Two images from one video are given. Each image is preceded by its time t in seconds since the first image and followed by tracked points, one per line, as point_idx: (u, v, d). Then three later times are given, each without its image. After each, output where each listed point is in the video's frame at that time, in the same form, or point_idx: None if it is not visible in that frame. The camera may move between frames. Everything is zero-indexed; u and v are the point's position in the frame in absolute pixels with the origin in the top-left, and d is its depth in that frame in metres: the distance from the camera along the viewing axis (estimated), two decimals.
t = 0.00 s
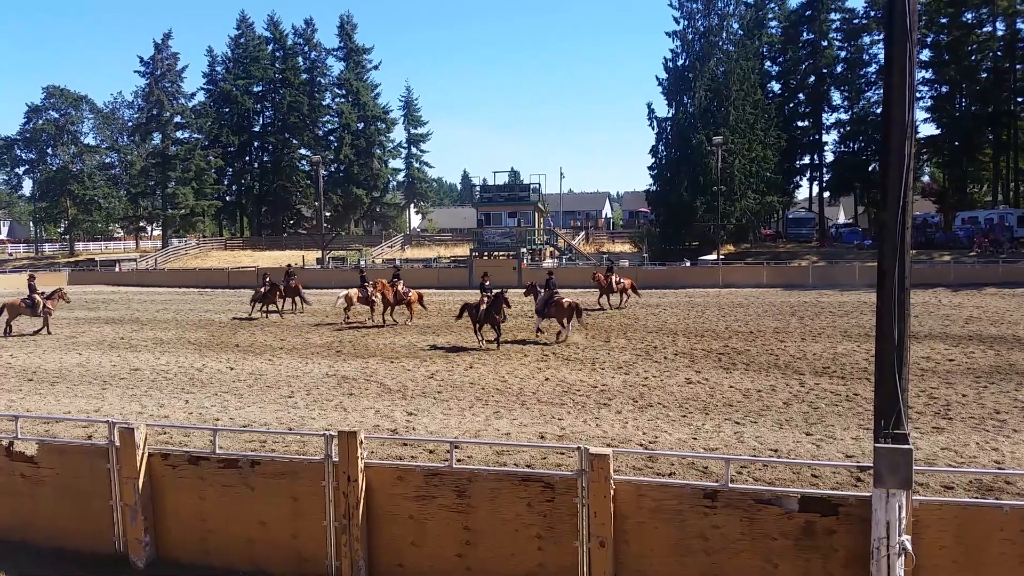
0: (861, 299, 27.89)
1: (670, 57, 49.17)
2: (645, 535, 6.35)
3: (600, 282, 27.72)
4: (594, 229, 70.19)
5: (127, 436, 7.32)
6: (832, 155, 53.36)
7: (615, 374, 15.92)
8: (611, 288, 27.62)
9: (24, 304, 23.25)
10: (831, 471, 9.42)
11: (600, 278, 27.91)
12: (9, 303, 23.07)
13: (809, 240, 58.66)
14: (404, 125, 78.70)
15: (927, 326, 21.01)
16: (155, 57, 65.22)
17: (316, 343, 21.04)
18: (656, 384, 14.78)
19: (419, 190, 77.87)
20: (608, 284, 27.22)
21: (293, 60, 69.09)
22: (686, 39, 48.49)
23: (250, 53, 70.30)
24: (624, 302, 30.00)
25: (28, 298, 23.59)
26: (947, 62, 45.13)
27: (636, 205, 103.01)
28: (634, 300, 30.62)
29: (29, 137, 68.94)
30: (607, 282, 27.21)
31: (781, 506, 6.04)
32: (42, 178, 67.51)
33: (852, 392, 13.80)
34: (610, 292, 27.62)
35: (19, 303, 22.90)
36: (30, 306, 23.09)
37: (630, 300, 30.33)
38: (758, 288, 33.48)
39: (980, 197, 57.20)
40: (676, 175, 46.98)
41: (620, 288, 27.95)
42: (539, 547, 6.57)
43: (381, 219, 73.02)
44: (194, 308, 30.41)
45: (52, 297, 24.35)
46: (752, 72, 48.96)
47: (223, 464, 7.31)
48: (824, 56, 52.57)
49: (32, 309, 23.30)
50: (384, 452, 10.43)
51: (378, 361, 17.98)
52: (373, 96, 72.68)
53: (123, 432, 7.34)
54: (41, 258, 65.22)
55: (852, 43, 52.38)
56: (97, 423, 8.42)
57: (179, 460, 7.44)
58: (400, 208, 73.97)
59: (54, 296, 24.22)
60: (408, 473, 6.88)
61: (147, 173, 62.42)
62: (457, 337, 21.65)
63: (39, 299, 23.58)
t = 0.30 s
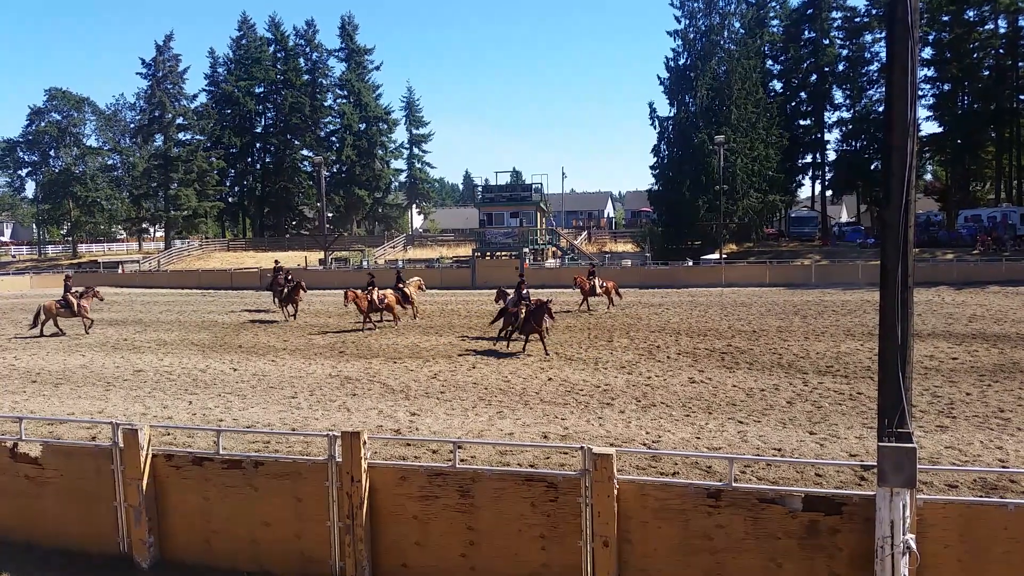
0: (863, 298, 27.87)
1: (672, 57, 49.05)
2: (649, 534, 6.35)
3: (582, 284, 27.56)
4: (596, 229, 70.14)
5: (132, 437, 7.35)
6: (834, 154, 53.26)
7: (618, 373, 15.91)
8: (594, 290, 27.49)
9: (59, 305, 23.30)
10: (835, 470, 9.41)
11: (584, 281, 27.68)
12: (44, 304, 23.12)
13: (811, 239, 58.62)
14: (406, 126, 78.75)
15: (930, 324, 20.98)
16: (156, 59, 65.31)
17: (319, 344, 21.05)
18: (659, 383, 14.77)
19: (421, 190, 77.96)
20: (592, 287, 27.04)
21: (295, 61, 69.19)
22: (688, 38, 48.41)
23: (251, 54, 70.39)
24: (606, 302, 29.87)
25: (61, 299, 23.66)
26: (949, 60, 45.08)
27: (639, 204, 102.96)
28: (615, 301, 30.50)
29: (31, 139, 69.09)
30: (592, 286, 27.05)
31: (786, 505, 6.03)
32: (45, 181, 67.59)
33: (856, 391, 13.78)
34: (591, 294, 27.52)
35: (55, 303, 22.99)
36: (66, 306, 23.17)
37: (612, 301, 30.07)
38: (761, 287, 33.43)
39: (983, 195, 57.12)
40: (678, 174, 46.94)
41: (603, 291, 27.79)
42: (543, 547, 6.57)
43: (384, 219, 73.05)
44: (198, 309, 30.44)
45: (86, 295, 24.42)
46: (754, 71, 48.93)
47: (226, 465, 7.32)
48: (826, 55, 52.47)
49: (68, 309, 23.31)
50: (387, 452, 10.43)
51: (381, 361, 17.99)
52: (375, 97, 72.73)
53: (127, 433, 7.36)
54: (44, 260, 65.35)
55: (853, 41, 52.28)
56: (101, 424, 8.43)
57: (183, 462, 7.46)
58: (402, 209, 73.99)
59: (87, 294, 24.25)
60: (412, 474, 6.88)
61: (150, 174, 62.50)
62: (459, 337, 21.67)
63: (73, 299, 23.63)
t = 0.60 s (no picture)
0: (859, 296, 27.92)
1: (670, 54, 49.06)
2: (645, 531, 6.36)
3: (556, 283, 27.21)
4: (594, 227, 70.15)
5: (127, 434, 7.34)
6: (831, 152, 53.33)
7: (615, 371, 15.91)
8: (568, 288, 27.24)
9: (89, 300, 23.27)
10: (831, 467, 9.43)
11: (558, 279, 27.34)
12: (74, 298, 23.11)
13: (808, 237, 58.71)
14: (403, 123, 78.65)
15: (926, 322, 21.03)
16: (153, 55, 65.16)
17: (316, 341, 21.03)
18: (656, 381, 14.79)
19: (418, 188, 77.88)
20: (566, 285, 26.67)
21: (292, 58, 69.04)
22: (685, 35, 48.39)
23: (248, 50, 70.21)
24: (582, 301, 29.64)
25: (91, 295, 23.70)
26: (946, 59, 45.16)
27: (637, 202, 103.04)
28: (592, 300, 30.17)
29: (27, 136, 68.86)
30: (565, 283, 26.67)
31: (781, 502, 6.04)
32: (40, 177, 67.36)
33: (852, 388, 13.82)
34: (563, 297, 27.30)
35: (85, 296, 22.99)
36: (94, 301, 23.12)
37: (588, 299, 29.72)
38: (758, 286, 33.48)
39: (979, 193, 57.27)
40: (675, 171, 46.97)
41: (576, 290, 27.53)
42: (539, 544, 6.58)
43: (381, 217, 73.02)
44: (195, 306, 30.37)
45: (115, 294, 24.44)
46: (752, 68, 48.93)
47: (222, 462, 7.31)
48: (823, 52, 52.51)
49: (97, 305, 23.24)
50: (383, 449, 10.43)
51: (378, 359, 17.98)
52: (372, 94, 72.62)
53: (123, 430, 7.35)
54: (40, 258, 65.12)
55: (851, 39, 52.33)
56: (97, 421, 8.41)
57: (179, 458, 7.44)
58: (399, 206, 73.96)
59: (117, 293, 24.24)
60: (408, 470, 6.88)
61: (146, 171, 62.33)
62: (457, 335, 21.67)
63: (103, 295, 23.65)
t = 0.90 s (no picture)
0: (860, 294, 27.89)
1: (669, 53, 49.07)
2: (646, 530, 6.36)
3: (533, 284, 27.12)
4: (594, 225, 70.12)
5: (129, 433, 7.35)
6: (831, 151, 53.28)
7: (616, 369, 15.90)
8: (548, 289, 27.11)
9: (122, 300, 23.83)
10: (832, 466, 9.43)
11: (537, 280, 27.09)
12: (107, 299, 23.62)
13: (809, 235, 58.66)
14: (403, 122, 78.61)
15: (927, 320, 21.02)
16: (153, 55, 65.18)
17: (317, 340, 21.03)
18: (656, 379, 14.79)
19: (419, 187, 77.88)
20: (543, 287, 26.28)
21: (292, 57, 69.05)
22: (685, 34, 48.38)
23: (248, 50, 70.19)
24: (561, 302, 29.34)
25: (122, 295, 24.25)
26: (946, 57, 45.13)
27: (638, 201, 103.02)
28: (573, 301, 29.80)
29: (28, 135, 68.89)
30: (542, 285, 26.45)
31: (782, 500, 6.04)
32: (41, 177, 67.34)
33: (853, 386, 13.82)
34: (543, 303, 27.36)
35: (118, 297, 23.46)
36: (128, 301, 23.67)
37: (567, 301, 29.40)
38: (759, 284, 33.46)
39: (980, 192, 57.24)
40: (676, 170, 46.94)
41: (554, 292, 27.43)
42: (540, 543, 6.59)
43: (381, 216, 73.04)
44: (196, 305, 30.43)
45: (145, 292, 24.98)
46: (752, 67, 48.89)
47: (224, 461, 7.32)
48: (823, 51, 52.48)
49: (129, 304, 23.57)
50: (385, 448, 10.43)
51: (379, 358, 17.99)
52: (372, 93, 72.62)
53: (124, 429, 7.35)
54: (40, 257, 65.10)
55: (851, 38, 52.24)
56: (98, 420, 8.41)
57: (180, 457, 7.45)
58: (399, 205, 73.98)
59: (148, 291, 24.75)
60: (409, 469, 6.88)
61: (147, 170, 62.35)
62: (458, 333, 21.68)
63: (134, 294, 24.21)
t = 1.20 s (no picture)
0: (863, 294, 27.85)
1: (672, 52, 48.96)
2: (648, 530, 6.37)
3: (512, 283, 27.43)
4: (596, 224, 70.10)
5: (132, 433, 7.36)
6: (834, 150, 53.17)
7: (618, 369, 15.89)
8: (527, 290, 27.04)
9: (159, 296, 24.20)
10: (835, 466, 9.42)
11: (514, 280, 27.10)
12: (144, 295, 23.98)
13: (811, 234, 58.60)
14: (406, 121, 78.60)
15: (930, 320, 20.99)
16: (156, 53, 65.19)
17: (319, 339, 21.05)
18: (659, 379, 14.77)
19: (421, 186, 77.96)
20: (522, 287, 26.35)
21: (295, 56, 69.06)
22: (688, 33, 48.25)
23: (251, 49, 70.14)
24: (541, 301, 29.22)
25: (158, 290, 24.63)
26: (950, 56, 45.02)
27: (640, 200, 103.00)
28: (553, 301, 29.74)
29: (31, 133, 68.98)
30: (522, 283, 26.63)
31: (785, 501, 6.04)
32: (44, 176, 67.41)
33: (856, 387, 13.80)
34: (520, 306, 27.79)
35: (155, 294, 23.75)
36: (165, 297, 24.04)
37: (548, 300, 29.48)
38: (761, 283, 33.41)
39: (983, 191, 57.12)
40: (678, 169, 46.90)
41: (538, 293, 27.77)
42: (543, 543, 6.58)
43: (383, 215, 73.09)
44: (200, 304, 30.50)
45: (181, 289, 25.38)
46: (755, 65, 48.75)
47: (226, 461, 7.33)
48: (826, 50, 52.36)
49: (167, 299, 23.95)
50: (387, 448, 10.42)
51: (381, 357, 17.99)
52: (375, 92, 72.62)
53: (127, 429, 7.37)
54: (44, 255, 65.19)
55: (854, 37, 52.07)
56: (102, 418, 8.43)
57: (183, 457, 7.46)
58: (402, 204, 74.03)
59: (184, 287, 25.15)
60: (411, 469, 6.89)
61: (149, 169, 62.44)
62: (460, 333, 21.69)
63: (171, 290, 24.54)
